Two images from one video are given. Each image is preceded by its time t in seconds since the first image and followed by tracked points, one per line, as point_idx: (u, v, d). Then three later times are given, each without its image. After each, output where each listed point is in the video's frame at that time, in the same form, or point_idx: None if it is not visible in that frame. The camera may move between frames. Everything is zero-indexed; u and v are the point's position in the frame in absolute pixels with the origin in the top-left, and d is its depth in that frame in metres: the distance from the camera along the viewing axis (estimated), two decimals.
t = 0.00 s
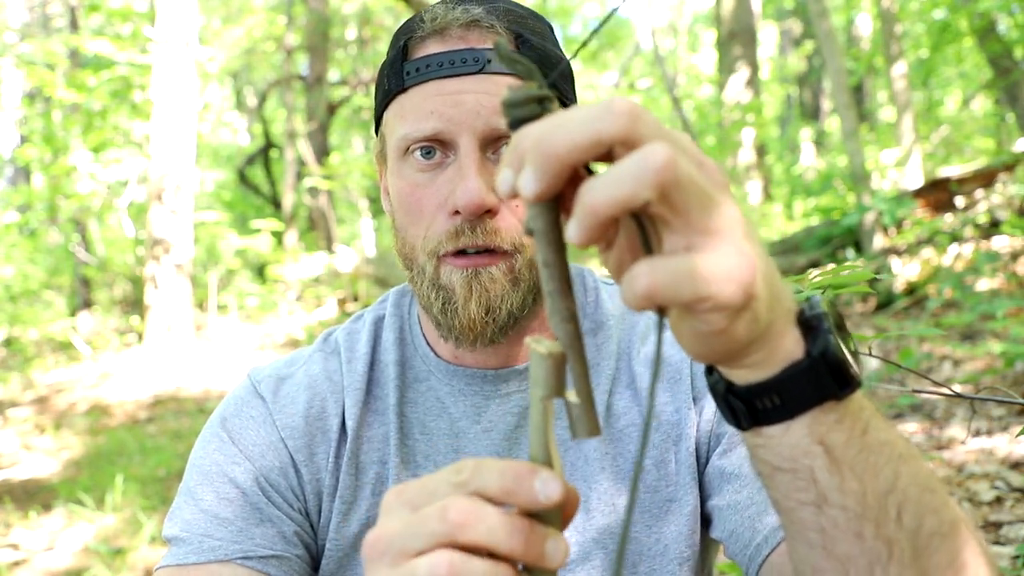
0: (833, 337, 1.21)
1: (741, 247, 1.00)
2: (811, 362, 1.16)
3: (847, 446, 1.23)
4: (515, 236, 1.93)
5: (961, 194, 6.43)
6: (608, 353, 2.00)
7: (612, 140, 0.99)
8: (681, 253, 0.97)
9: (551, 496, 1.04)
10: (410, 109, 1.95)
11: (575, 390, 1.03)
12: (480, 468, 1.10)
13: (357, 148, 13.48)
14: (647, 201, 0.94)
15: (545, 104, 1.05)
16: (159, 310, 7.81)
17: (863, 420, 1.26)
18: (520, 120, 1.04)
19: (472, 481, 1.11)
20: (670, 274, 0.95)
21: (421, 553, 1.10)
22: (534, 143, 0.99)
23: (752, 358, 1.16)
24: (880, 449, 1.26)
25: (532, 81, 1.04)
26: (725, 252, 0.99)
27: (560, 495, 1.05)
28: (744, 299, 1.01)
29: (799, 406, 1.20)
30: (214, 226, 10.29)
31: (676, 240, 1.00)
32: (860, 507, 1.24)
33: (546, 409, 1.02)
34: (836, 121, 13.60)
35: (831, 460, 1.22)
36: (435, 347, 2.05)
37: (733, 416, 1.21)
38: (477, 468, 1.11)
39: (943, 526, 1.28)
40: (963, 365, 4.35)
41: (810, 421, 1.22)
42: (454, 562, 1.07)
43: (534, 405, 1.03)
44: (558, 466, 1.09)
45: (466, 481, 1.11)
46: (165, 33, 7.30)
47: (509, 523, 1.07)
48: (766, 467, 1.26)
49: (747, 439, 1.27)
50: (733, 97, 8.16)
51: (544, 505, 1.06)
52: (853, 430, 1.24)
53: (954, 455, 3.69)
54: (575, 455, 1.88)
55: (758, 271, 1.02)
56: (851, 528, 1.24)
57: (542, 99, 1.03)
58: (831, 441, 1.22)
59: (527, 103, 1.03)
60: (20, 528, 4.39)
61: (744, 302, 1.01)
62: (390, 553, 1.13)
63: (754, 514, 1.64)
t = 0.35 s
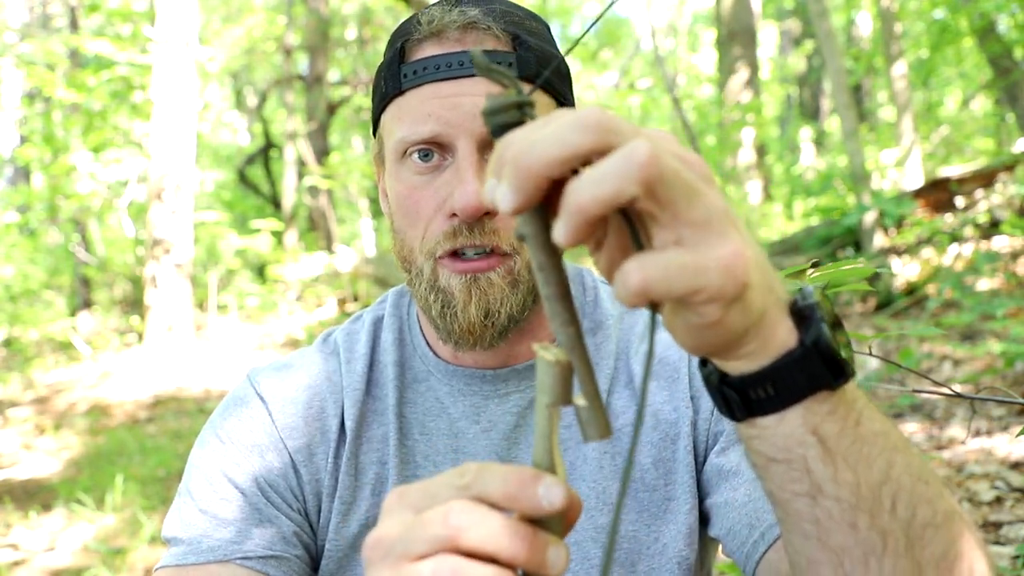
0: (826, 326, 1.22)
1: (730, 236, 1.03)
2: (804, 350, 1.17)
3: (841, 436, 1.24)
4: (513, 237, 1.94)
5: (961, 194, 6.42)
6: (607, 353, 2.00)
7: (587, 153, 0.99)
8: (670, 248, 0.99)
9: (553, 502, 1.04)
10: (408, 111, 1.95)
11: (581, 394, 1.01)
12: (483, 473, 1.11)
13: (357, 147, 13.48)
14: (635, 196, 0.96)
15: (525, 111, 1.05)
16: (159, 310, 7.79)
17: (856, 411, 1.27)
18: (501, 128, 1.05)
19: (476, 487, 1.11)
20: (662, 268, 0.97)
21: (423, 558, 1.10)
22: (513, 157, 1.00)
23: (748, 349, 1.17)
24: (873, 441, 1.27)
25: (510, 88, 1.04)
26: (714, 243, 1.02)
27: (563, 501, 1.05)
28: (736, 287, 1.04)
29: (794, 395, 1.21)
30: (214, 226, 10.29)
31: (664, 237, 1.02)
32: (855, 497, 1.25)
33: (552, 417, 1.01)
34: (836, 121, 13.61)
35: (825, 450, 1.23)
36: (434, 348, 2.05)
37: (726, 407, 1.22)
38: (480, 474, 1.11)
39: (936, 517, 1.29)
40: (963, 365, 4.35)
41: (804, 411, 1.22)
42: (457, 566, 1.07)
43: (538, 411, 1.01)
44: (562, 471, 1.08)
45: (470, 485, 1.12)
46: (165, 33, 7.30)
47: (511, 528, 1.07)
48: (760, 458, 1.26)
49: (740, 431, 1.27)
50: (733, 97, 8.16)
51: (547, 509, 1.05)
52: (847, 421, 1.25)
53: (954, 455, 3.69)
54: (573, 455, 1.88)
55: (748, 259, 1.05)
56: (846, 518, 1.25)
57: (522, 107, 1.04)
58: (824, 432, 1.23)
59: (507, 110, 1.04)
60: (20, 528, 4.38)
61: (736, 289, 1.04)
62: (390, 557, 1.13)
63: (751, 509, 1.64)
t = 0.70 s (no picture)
0: (820, 325, 1.45)
1: (726, 240, 1.19)
2: (801, 349, 1.40)
3: (837, 437, 1.47)
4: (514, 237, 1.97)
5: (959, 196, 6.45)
6: (606, 352, 2.05)
7: (587, 158, 1.12)
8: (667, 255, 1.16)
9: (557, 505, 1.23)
10: (409, 113, 2.00)
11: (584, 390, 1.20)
12: (486, 479, 1.30)
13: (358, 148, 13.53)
14: (634, 207, 1.11)
15: (522, 118, 1.19)
16: (161, 310, 7.80)
17: (853, 410, 1.50)
18: (500, 134, 1.19)
19: (479, 494, 1.30)
20: (659, 274, 1.14)
21: (428, 559, 1.29)
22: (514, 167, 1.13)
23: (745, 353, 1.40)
24: (868, 436, 1.50)
25: (506, 98, 1.17)
26: (710, 244, 1.18)
27: (563, 506, 1.24)
28: (733, 289, 1.20)
29: (789, 395, 1.43)
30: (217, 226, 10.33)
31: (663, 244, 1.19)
32: (850, 495, 1.48)
33: (554, 418, 1.19)
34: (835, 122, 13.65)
35: (821, 449, 1.46)
36: (437, 348, 2.09)
37: (726, 406, 1.44)
38: (483, 478, 1.30)
39: (929, 514, 1.53)
40: (959, 364, 4.38)
41: (799, 410, 1.45)
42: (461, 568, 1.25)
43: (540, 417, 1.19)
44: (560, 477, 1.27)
45: (473, 489, 1.31)
46: (167, 35, 7.34)
47: (514, 530, 1.25)
48: (760, 457, 1.48)
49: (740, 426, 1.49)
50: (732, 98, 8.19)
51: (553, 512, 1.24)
52: (842, 422, 1.48)
53: (950, 454, 3.72)
54: (573, 454, 1.95)
55: (746, 263, 1.22)
56: (841, 515, 1.48)
57: (519, 114, 1.17)
58: (821, 432, 1.46)
59: (504, 118, 1.17)
60: (26, 524, 4.44)
61: (734, 293, 1.21)
62: (394, 558, 1.31)
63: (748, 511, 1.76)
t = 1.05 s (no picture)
0: (824, 321, 1.44)
1: (726, 243, 1.21)
2: (803, 346, 1.40)
3: (841, 432, 1.48)
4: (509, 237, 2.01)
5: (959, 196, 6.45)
6: (609, 351, 2.07)
7: (589, 164, 1.14)
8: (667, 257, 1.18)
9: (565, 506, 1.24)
10: (391, 124, 2.04)
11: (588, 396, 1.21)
12: (493, 479, 1.31)
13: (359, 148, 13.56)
14: (625, 234, 1.13)
15: (525, 122, 1.22)
16: (164, 309, 7.82)
17: (856, 406, 1.51)
18: (503, 138, 1.22)
19: (486, 492, 1.31)
20: (659, 278, 1.15)
21: (436, 560, 1.31)
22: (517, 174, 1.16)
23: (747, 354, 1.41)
24: (873, 432, 1.52)
25: (507, 101, 1.21)
26: (710, 249, 1.20)
27: (571, 507, 1.25)
28: (736, 289, 1.22)
29: (793, 390, 1.45)
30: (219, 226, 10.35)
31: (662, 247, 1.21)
32: (855, 492, 1.49)
33: (558, 420, 1.21)
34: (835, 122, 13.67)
35: (826, 445, 1.47)
36: (441, 350, 2.11)
37: (730, 403, 1.45)
38: (490, 479, 1.31)
39: (933, 510, 1.55)
40: (960, 364, 4.39)
41: (803, 406, 1.47)
42: (468, 567, 1.26)
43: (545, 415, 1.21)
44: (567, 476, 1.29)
45: (480, 489, 1.32)
46: (169, 37, 7.38)
47: (522, 532, 1.27)
48: (763, 454, 1.50)
49: (743, 423, 1.51)
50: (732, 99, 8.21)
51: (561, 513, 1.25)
52: (847, 417, 1.49)
53: (950, 454, 3.73)
54: (578, 453, 1.96)
55: (748, 264, 1.23)
56: (846, 511, 1.50)
57: (521, 117, 1.21)
58: (824, 427, 1.47)
59: (508, 121, 1.20)
60: (29, 523, 4.45)
61: (736, 293, 1.22)
62: (403, 558, 1.33)
63: (748, 510, 1.80)
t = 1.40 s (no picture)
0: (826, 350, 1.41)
1: (733, 269, 1.20)
2: (802, 374, 1.39)
3: (837, 459, 1.48)
4: (510, 239, 2.01)
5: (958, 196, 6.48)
6: (607, 354, 2.08)
7: (615, 171, 1.11)
8: (667, 274, 1.18)
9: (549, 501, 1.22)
10: (395, 122, 2.04)
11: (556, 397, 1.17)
12: (477, 472, 1.31)
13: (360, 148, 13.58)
14: (624, 264, 1.13)
15: (559, 118, 1.18)
16: (164, 308, 7.83)
17: (855, 433, 1.50)
18: (538, 129, 1.18)
19: (472, 486, 1.31)
20: (652, 292, 1.18)
21: (427, 555, 1.32)
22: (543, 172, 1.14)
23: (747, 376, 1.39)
24: (869, 461, 1.52)
25: (547, 94, 1.16)
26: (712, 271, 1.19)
27: (555, 500, 1.23)
28: (735, 310, 1.22)
29: (789, 415, 1.43)
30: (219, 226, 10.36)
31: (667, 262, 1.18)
32: (849, 517, 1.50)
33: (535, 416, 1.18)
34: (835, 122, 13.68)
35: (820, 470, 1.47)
36: (439, 352, 2.10)
37: (726, 423, 1.44)
38: (473, 472, 1.31)
39: (928, 537, 1.55)
40: (960, 364, 4.39)
41: (798, 432, 1.46)
42: (459, 563, 1.28)
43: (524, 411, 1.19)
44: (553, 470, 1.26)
45: (465, 483, 1.32)
46: (169, 37, 7.38)
47: (509, 525, 1.26)
48: (759, 476, 1.50)
49: (741, 445, 1.50)
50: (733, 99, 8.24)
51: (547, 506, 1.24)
52: (844, 443, 1.49)
53: (950, 454, 3.73)
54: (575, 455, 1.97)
55: (752, 289, 1.23)
56: (839, 536, 1.50)
57: (561, 112, 1.17)
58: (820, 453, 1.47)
59: (543, 114, 1.16)
60: (28, 523, 4.46)
61: (735, 315, 1.22)
62: (393, 553, 1.35)
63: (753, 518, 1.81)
